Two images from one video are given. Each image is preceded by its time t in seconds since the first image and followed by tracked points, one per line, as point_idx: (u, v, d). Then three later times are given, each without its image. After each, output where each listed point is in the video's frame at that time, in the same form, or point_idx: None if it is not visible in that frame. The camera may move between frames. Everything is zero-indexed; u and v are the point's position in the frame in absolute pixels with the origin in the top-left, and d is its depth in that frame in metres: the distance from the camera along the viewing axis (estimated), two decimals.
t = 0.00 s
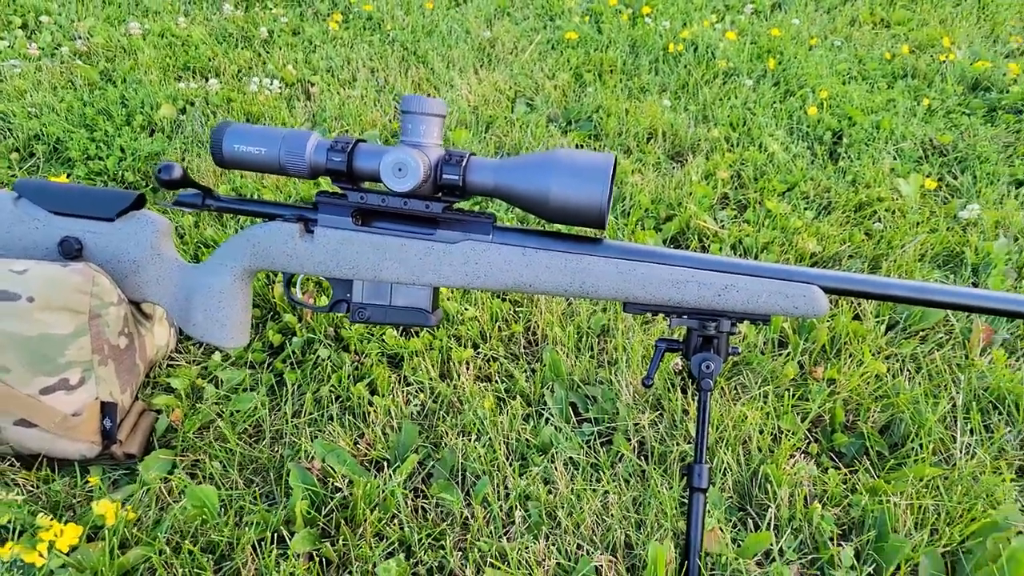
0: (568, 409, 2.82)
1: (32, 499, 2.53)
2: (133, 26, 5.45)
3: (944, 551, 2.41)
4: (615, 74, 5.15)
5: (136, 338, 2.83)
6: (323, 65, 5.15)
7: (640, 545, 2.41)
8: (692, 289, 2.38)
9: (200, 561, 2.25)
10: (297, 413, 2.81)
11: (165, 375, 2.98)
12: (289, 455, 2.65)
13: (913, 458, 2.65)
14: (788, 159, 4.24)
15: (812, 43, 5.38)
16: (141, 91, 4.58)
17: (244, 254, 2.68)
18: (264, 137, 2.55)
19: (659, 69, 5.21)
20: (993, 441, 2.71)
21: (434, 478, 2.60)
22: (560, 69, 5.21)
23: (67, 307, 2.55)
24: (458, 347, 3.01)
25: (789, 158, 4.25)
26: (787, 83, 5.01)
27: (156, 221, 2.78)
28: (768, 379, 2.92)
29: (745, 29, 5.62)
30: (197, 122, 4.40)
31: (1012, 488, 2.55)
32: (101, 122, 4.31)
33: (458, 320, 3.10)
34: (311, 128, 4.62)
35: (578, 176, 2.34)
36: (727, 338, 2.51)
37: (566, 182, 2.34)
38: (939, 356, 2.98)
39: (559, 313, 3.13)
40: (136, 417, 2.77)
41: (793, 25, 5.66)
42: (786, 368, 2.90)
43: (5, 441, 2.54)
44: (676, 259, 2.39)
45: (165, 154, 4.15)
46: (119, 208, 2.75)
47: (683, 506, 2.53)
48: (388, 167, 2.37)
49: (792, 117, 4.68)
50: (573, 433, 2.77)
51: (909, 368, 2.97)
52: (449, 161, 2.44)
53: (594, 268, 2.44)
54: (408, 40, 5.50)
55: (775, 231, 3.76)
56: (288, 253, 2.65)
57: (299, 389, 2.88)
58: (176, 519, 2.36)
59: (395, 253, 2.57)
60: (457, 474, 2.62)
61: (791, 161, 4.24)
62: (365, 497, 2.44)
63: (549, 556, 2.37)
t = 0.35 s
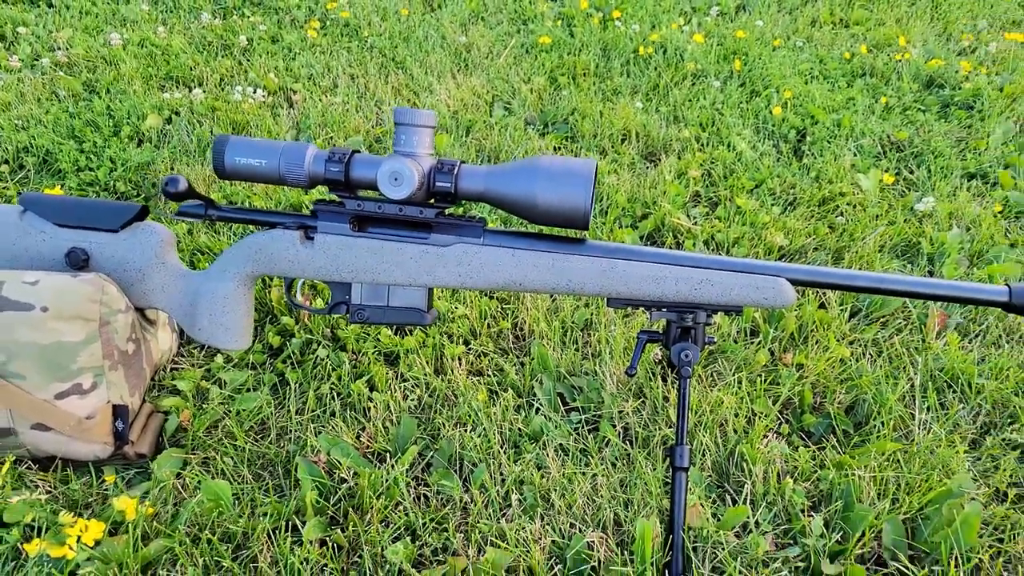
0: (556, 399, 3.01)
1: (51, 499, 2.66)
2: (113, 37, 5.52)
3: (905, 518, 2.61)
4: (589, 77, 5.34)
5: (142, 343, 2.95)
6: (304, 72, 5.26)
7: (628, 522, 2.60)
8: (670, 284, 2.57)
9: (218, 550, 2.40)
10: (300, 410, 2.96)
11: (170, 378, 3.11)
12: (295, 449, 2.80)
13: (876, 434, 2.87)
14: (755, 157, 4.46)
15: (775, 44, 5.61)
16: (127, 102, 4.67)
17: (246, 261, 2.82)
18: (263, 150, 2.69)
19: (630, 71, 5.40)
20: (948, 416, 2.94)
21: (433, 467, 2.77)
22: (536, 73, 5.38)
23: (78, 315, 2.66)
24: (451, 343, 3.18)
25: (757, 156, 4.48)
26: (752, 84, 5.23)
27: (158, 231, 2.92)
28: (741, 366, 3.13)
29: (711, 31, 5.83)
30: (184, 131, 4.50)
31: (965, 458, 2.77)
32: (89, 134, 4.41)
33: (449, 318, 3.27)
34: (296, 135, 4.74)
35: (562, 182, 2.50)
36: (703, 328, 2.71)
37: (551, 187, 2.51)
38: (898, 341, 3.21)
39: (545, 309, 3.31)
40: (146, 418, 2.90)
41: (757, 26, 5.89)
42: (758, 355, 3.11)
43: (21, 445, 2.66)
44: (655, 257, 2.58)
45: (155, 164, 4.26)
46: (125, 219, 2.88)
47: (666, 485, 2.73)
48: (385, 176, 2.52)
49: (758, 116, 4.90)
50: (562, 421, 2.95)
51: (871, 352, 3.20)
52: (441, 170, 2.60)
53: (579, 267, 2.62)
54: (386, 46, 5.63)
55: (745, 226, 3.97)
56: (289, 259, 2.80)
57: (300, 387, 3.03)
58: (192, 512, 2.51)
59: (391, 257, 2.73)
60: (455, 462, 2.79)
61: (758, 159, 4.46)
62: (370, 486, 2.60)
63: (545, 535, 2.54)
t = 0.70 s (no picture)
0: (549, 390, 3.18)
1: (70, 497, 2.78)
2: (101, 49, 5.62)
3: (875, 491, 2.80)
4: (569, 82, 5.52)
5: (153, 347, 3.09)
6: (292, 81, 5.40)
7: (620, 503, 2.77)
8: (655, 279, 2.75)
9: (236, 538, 2.54)
10: (306, 407, 3.10)
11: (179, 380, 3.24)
12: (303, 444, 2.94)
13: (848, 415, 3.07)
14: (730, 157, 4.66)
15: (747, 47, 5.83)
16: (120, 113, 4.79)
17: (252, 266, 2.97)
18: (266, 160, 2.82)
19: (609, 76, 5.60)
20: (914, 397, 3.15)
21: (435, 457, 2.93)
22: (518, 79, 5.56)
23: (93, 320, 2.80)
24: (447, 340, 3.34)
25: (732, 156, 4.68)
26: (726, 86, 5.44)
27: (165, 239, 3.04)
28: (721, 355, 3.32)
29: (686, 35, 6.04)
30: (178, 142, 4.62)
31: (930, 435, 2.98)
32: (85, 145, 4.52)
33: (444, 317, 3.43)
34: (287, 144, 4.88)
35: (552, 186, 2.67)
36: (685, 319, 2.89)
37: (542, 191, 2.68)
38: (867, 328, 3.43)
39: (535, 306, 3.48)
40: (158, 418, 3.02)
41: (729, 30, 6.10)
42: (737, 344, 3.31)
43: (40, 446, 2.77)
44: (639, 254, 2.76)
45: (151, 174, 4.38)
46: (133, 228, 3.01)
47: (655, 468, 2.91)
48: (385, 183, 2.67)
49: (732, 117, 5.11)
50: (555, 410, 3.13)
51: (842, 339, 3.41)
52: (437, 176, 2.76)
53: (568, 265, 2.80)
54: (371, 54, 5.78)
55: (722, 223, 4.17)
56: (293, 263, 2.94)
57: (305, 385, 3.17)
58: (209, 504, 2.65)
59: (391, 259, 2.89)
60: (455, 451, 2.95)
61: (733, 159, 4.67)
62: (377, 476, 2.75)
63: (543, 517, 2.71)
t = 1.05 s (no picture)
0: (534, 376, 3.35)
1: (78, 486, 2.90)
2: (86, 55, 5.70)
3: (841, 463, 2.99)
4: (547, 82, 5.69)
5: (153, 343, 3.21)
6: (276, 84, 5.51)
7: (603, 479, 2.94)
8: (632, 269, 2.92)
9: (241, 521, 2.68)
10: (302, 397, 3.25)
11: (178, 374, 3.36)
12: (301, 432, 3.09)
13: (815, 393, 3.26)
14: (703, 152, 4.85)
15: (718, 45, 6.03)
16: (108, 118, 4.88)
17: (249, 263, 3.11)
18: (260, 161, 2.95)
19: (585, 75, 5.77)
20: (877, 376, 3.35)
21: (427, 441, 3.08)
22: (497, 79, 5.71)
23: (97, 317, 2.92)
24: (435, 332, 3.50)
25: (705, 152, 4.87)
26: (699, 83, 5.63)
27: (164, 239, 3.17)
28: (697, 339, 3.51)
29: (659, 34, 6.23)
30: (166, 145, 4.73)
31: (891, 410, 3.18)
32: (75, 150, 4.61)
33: (432, 309, 3.58)
34: (273, 145, 5.00)
35: (533, 183, 2.83)
36: (661, 306, 3.07)
37: (524, 187, 2.84)
38: (833, 313, 3.63)
39: (519, 298, 3.64)
40: (160, 412, 3.14)
41: (701, 29, 6.30)
42: (711, 330, 3.49)
43: (47, 439, 2.89)
44: (617, 245, 2.93)
45: (141, 177, 4.49)
46: (133, 229, 3.14)
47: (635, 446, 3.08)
48: (376, 181, 2.82)
49: (705, 113, 5.30)
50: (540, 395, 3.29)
51: (810, 323, 3.60)
52: (425, 174, 2.91)
53: (550, 257, 2.96)
54: (353, 56, 5.90)
55: (696, 216, 4.36)
56: (288, 260, 3.08)
57: (300, 377, 3.31)
58: (214, 490, 2.78)
59: (382, 254, 3.04)
60: (446, 436, 3.11)
61: (706, 154, 4.86)
62: (373, 459, 2.90)
63: (531, 493, 2.87)
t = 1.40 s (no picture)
0: (527, 366, 3.60)
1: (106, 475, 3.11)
2: (84, 67, 5.88)
3: (810, 438, 3.27)
4: (531, 88, 5.94)
5: (170, 342, 3.42)
6: (271, 94, 5.73)
7: (594, 457, 3.20)
8: (617, 264, 3.18)
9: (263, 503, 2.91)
10: (311, 390, 3.48)
11: (193, 370, 3.58)
12: (313, 422, 3.32)
13: (787, 376, 3.55)
14: (680, 154, 5.13)
15: (693, 51, 6.32)
16: (111, 129, 5.08)
17: (261, 266, 3.33)
18: (271, 170, 3.17)
19: (568, 81, 6.03)
20: (843, 359, 3.64)
21: (431, 427, 3.33)
22: (483, 86, 5.96)
23: (121, 318, 3.11)
24: (434, 327, 3.74)
25: (682, 154, 5.16)
26: (675, 88, 5.91)
27: (180, 245, 3.39)
28: (678, 329, 3.78)
29: (637, 41, 6.50)
30: (169, 155, 4.93)
31: (856, 390, 3.47)
32: (81, 161, 4.81)
33: (430, 306, 3.83)
34: (271, 153, 5.22)
35: (525, 186, 3.08)
36: (644, 297, 3.33)
37: (516, 191, 3.08)
38: (804, 303, 3.91)
39: (512, 295, 3.90)
40: (179, 404, 3.35)
41: (677, 35, 6.59)
42: (690, 320, 3.76)
43: (77, 432, 3.11)
44: (602, 243, 3.19)
45: (146, 186, 4.70)
46: (151, 236, 3.35)
47: (623, 428, 3.35)
48: (380, 187, 3.04)
49: (682, 116, 5.58)
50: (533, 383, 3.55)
51: (782, 312, 3.89)
52: (425, 180, 3.15)
53: (542, 255, 3.22)
54: (344, 66, 6.13)
55: (675, 214, 4.64)
56: (298, 262, 3.31)
57: (309, 371, 3.54)
58: (236, 475, 3.01)
59: (385, 255, 3.27)
60: (448, 422, 3.35)
61: (683, 156, 5.14)
62: (382, 444, 3.14)
63: (528, 472, 3.12)
